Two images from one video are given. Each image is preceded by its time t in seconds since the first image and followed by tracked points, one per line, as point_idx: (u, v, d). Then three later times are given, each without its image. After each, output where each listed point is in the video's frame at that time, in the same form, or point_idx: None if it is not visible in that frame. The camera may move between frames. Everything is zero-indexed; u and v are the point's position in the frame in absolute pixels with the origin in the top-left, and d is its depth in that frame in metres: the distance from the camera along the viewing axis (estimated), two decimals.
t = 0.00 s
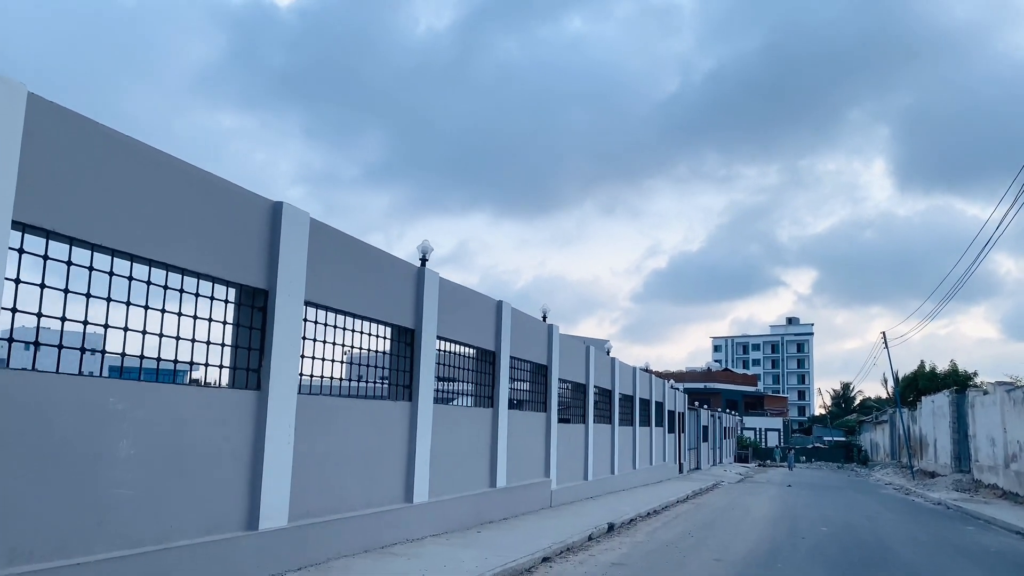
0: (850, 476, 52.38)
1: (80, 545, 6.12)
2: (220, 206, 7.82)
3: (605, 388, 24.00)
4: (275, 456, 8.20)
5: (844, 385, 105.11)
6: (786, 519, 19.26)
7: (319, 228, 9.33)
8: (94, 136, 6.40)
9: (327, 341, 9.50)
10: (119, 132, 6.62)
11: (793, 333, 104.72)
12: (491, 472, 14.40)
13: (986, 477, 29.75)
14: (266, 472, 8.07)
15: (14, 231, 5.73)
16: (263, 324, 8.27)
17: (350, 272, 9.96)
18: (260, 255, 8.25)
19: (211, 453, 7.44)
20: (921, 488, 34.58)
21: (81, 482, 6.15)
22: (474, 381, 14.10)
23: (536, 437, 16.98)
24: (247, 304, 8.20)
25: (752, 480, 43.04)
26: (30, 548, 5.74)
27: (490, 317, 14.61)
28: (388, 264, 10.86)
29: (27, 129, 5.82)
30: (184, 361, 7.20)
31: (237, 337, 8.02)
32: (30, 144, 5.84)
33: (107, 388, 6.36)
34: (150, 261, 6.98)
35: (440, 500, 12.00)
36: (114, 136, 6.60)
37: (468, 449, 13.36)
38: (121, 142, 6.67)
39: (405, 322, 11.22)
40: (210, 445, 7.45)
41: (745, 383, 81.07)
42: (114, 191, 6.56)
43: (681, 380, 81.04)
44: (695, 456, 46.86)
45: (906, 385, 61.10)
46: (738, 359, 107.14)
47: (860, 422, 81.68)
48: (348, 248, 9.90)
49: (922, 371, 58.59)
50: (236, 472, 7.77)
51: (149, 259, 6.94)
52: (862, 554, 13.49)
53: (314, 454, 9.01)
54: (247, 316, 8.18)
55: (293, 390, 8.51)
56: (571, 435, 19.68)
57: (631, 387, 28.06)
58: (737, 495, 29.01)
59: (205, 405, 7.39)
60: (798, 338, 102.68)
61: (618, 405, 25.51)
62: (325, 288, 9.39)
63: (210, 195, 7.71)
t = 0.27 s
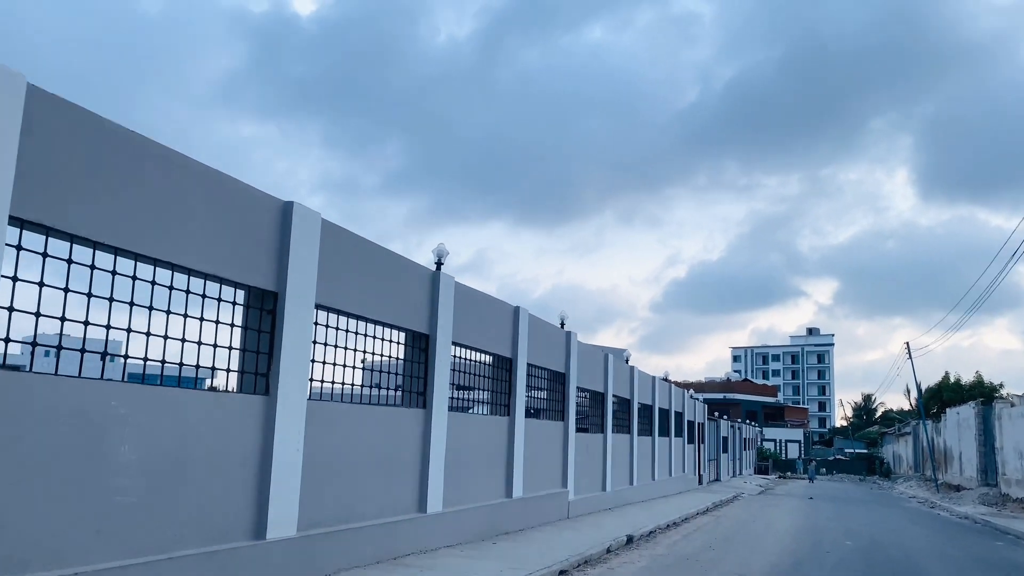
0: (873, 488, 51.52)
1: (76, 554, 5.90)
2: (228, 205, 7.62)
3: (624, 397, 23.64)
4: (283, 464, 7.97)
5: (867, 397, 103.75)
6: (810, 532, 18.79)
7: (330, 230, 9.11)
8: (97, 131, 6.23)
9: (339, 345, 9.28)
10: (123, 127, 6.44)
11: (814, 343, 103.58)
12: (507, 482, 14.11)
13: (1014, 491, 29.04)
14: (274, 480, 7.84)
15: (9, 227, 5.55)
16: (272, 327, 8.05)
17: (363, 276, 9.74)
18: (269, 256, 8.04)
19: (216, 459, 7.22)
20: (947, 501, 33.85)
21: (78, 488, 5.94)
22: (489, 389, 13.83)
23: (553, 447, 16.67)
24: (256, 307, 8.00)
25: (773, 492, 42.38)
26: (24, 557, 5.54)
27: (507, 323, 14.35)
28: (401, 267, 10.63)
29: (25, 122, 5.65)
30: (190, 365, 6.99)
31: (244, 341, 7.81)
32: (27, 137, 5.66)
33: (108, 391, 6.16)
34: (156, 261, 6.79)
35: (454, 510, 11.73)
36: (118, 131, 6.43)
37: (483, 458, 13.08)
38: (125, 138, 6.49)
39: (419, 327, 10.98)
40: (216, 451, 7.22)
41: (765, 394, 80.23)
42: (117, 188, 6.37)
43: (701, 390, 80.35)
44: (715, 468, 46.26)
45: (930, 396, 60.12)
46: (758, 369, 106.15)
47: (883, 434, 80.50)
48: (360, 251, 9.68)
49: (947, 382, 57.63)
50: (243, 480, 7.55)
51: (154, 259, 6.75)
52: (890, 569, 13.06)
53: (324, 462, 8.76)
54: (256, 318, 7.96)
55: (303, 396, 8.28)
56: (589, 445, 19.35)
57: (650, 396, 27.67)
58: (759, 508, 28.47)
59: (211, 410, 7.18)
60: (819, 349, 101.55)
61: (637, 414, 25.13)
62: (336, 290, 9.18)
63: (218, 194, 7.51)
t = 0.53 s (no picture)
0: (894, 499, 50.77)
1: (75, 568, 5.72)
2: (236, 209, 7.44)
3: (641, 405, 23.34)
4: (291, 474, 7.77)
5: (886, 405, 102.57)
6: (831, 545, 18.41)
7: (341, 235, 8.93)
8: (98, 132, 6.06)
9: (349, 353, 9.08)
10: (126, 128, 6.28)
11: (832, 351, 102.58)
12: (521, 492, 13.86)
13: None
14: (282, 491, 7.64)
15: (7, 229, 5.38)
16: (280, 334, 7.87)
17: (374, 281, 9.55)
18: (278, 261, 7.86)
19: (222, 469, 7.03)
20: (971, 512, 33.24)
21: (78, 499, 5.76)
22: (503, 397, 13.60)
23: (569, 456, 16.42)
24: (263, 313, 7.81)
25: (792, 502, 41.82)
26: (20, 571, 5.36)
27: (521, 330, 14.12)
28: (414, 273, 10.44)
29: (23, 122, 5.48)
30: (194, 372, 6.80)
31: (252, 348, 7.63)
32: (26, 138, 5.50)
33: (108, 399, 5.98)
34: (160, 265, 6.61)
35: (467, 521, 11.50)
36: (120, 132, 6.26)
37: (497, 468, 12.85)
38: (128, 139, 6.32)
39: (431, 334, 10.77)
40: (222, 461, 7.03)
41: (783, 402, 79.46)
42: (119, 191, 6.20)
43: (718, 398, 79.68)
44: (732, 477, 45.76)
45: (952, 405, 59.26)
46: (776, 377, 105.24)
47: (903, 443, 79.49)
48: (371, 256, 9.49)
49: (969, 391, 56.79)
50: (249, 491, 7.35)
51: (157, 264, 6.57)
52: None
53: (333, 473, 8.56)
54: (264, 325, 7.78)
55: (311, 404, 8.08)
56: (605, 454, 19.07)
57: (667, 404, 27.33)
58: (778, 518, 28.02)
59: (216, 419, 6.99)
60: (838, 357, 100.56)
61: (653, 423, 24.81)
62: (347, 297, 8.99)
63: (225, 197, 7.33)
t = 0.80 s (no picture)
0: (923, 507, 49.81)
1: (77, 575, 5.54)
2: (246, 207, 7.27)
3: (664, 411, 22.98)
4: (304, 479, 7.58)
5: (915, 412, 100.98)
6: (860, 554, 17.95)
7: (355, 235, 8.74)
8: (101, 126, 5.90)
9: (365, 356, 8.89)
10: (130, 122, 6.11)
11: (859, 357, 101.22)
12: (542, 499, 13.59)
13: None
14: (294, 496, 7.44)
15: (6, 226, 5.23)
16: (292, 336, 7.67)
17: (390, 283, 9.35)
18: (290, 261, 7.67)
19: (231, 474, 6.84)
20: (1004, 521, 32.45)
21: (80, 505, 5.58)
22: (522, 402, 13.36)
23: (591, 462, 16.12)
24: (275, 314, 7.63)
25: (819, 510, 41.12)
26: None
27: (541, 334, 13.88)
28: (430, 275, 10.23)
29: (22, 115, 5.32)
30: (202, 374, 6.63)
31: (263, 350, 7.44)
32: (26, 131, 5.34)
33: (112, 401, 5.80)
34: (168, 264, 6.43)
35: (486, 528, 11.25)
36: (125, 127, 6.10)
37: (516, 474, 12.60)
38: (133, 134, 6.16)
39: (448, 337, 10.56)
40: (231, 466, 6.84)
41: (809, 409, 78.43)
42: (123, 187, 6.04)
43: (743, 405, 78.82)
44: (758, 485, 45.11)
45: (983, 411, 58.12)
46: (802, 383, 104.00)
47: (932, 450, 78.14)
48: (387, 258, 9.31)
49: (1000, 397, 55.68)
50: (260, 496, 7.16)
51: (164, 262, 6.40)
52: None
53: (347, 478, 8.36)
54: (275, 326, 7.59)
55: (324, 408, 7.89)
56: (628, 461, 18.75)
57: (691, 410, 26.92)
58: (805, 527, 27.47)
59: (226, 422, 6.81)
60: (865, 363, 99.20)
61: (677, 429, 24.44)
62: (361, 298, 8.79)
63: (236, 195, 7.16)
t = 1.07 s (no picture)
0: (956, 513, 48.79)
1: None
2: (257, 207, 7.10)
3: (689, 416, 22.60)
4: (317, 486, 7.38)
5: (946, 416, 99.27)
6: (892, 562, 17.47)
7: (370, 237, 8.55)
8: (104, 123, 5.74)
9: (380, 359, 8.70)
10: (136, 120, 5.96)
11: (887, 360, 99.75)
12: (564, 506, 13.32)
13: None
14: (308, 503, 7.25)
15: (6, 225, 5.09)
16: (305, 339, 7.49)
17: (405, 285, 9.16)
18: (302, 263, 7.49)
19: (241, 481, 6.66)
20: None
21: (84, 513, 5.42)
22: (543, 407, 13.12)
23: (614, 468, 15.82)
24: (287, 316, 7.44)
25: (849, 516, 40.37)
26: None
27: (562, 338, 13.64)
28: (447, 277, 10.04)
29: (21, 111, 5.17)
30: (211, 378, 6.45)
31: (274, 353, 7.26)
32: (25, 128, 5.20)
33: (116, 407, 5.64)
34: (175, 266, 6.27)
35: (507, 536, 11.01)
36: (129, 124, 5.94)
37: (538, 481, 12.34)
38: (137, 131, 6.00)
39: (466, 340, 10.35)
40: (241, 473, 6.66)
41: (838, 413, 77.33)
42: (128, 186, 5.88)
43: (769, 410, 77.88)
44: (786, 491, 44.44)
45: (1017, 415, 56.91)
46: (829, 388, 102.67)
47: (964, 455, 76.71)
48: (402, 259, 9.12)
49: None
50: (272, 504, 6.98)
51: (171, 263, 6.23)
52: None
53: (362, 485, 8.16)
54: (287, 329, 7.41)
55: (338, 413, 7.70)
56: (653, 467, 18.42)
57: (716, 415, 26.50)
58: (835, 534, 26.90)
59: (236, 428, 6.63)
60: (894, 366, 97.73)
61: (703, 434, 24.04)
62: (376, 301, 8.61)
63: (246, 194, 6.99)
